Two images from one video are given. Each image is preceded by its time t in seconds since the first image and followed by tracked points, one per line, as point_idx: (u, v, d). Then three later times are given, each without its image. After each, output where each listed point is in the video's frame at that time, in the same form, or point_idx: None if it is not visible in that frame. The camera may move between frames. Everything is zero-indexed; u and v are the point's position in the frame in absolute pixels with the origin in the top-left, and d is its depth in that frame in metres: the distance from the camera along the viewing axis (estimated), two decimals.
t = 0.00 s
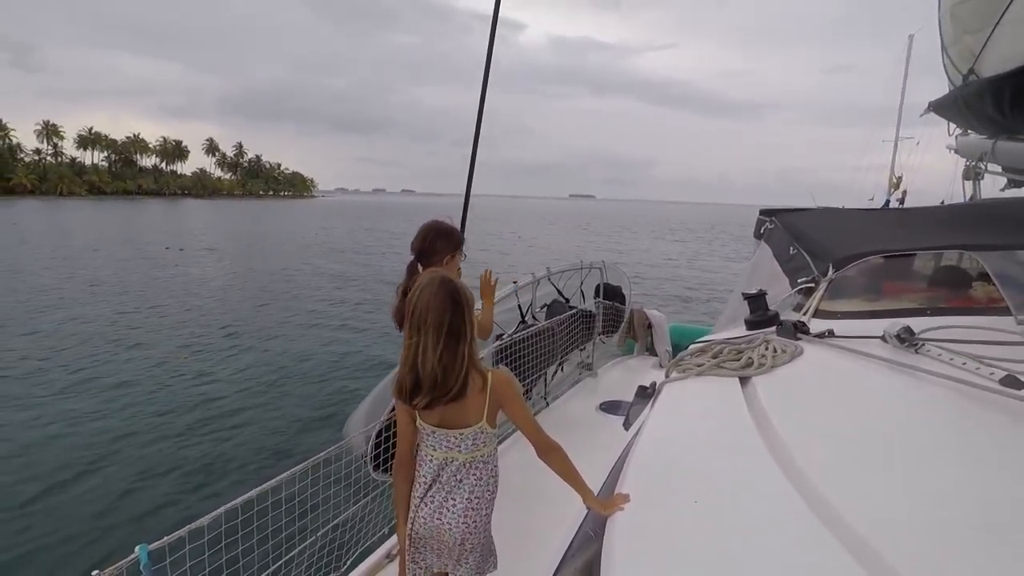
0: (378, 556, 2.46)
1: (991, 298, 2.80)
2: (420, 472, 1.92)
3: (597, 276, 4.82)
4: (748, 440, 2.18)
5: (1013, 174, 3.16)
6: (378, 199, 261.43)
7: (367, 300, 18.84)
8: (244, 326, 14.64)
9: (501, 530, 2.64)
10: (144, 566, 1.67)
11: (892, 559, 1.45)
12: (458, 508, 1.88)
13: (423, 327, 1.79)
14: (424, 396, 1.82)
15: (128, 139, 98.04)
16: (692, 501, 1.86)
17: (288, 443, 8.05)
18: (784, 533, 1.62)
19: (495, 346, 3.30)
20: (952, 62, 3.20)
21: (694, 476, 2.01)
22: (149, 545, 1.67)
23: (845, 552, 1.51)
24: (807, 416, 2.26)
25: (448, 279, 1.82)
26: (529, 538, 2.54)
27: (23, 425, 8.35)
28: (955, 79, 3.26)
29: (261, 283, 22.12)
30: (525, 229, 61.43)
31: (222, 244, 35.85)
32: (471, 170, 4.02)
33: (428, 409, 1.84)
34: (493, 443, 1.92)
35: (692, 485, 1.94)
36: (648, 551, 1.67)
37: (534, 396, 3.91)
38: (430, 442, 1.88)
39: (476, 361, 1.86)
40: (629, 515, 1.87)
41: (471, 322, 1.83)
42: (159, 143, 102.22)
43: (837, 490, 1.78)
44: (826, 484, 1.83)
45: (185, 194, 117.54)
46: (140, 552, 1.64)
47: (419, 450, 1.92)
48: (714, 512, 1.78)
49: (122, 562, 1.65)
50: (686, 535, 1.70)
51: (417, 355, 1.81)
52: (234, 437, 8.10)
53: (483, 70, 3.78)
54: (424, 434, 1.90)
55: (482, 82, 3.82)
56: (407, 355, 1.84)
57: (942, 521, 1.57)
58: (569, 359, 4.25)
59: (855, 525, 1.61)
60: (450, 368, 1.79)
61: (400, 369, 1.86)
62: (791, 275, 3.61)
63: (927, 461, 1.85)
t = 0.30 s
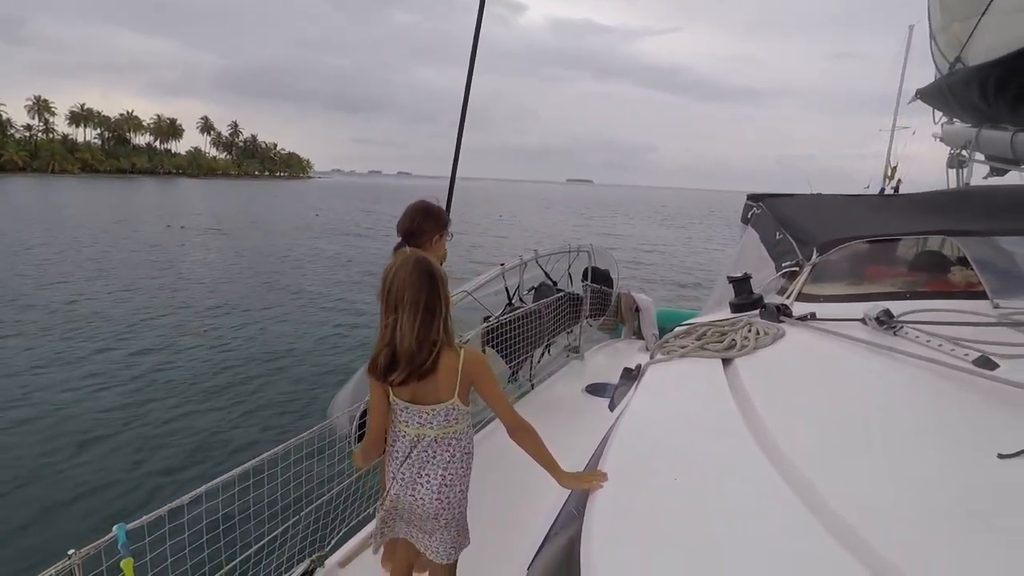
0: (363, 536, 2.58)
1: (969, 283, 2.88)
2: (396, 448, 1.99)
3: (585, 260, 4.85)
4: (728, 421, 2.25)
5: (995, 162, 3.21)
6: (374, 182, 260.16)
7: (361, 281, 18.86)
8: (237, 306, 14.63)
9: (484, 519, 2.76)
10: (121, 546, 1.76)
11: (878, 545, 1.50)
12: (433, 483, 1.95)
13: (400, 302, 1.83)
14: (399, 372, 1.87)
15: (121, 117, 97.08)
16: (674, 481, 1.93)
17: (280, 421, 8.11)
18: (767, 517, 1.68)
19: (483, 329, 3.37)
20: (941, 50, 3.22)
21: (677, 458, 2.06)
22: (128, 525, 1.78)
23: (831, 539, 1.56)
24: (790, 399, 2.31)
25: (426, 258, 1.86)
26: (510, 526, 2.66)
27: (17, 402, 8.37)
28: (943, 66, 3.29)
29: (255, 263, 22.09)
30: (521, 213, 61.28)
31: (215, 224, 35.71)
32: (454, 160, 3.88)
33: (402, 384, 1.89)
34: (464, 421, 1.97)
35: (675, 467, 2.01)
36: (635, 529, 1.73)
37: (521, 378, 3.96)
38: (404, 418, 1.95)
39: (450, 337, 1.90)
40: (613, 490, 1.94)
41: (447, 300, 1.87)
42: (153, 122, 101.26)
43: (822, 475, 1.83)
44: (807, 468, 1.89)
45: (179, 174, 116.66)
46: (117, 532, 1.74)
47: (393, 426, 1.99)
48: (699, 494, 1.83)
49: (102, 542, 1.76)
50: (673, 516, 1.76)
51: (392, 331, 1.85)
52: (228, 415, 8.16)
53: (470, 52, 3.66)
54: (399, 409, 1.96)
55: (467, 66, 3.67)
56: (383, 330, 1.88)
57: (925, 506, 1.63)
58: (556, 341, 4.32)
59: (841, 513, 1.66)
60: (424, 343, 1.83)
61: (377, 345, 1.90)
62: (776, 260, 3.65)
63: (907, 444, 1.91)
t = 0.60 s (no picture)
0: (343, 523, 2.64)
1: (951, 271, 2.89)
2: (353, 422, 2.13)
3: (571, 249, 4.91)
4: (706, 410, 2.25)
5: (978, 148, 3.20)
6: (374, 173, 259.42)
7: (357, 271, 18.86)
8: (232, 297, 14.59)
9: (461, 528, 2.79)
10: (95, 530, 1.73)
11: (853, 536, 1.49)
12: (389, 457, 2.08)
13: (348, 286, 1.95)
14: (348, 352, 1.99)
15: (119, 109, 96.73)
16: (650, 470, 1.93)
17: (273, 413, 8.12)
18: (741, 507, 1.67)
19: (462, 320, 3.38)
20: (923, 33, 3.19)
21: (656, 448, 2.05)
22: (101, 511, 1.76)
23: (805, 529, 1.54)
24: (771, 388, 2.30)
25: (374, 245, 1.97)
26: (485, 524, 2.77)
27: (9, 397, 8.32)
28: (926, 51, 3.26)
29: (252, 254, 22.06)
30: (518, 203, 61.19)
31: (213, 215, 35.66)
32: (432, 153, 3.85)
33: (352, 363, 2.02)
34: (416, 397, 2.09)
35: (654, 457, 1.99)
36: (608, 515, 1.72)
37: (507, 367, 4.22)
38: (357, 393, 2.09)
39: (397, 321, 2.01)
40: (585, 476, 1.96)
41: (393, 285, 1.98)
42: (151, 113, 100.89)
43: (800, 466, 1.82)
44: (784, 456, 1.88)
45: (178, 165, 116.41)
46: (91, 517, 1.72)
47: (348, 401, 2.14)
48: (675, 485, 1.82)
49: (74, 527, 1.72)
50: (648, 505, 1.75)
51: (342, 314, 1.97)
52: (221, 407, 8.17)
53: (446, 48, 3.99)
54: (352, 386, 2.10)
55: (443, 70, 4.03)
56: (335, 312, 2.01)
57: (900, 494, 1.62)
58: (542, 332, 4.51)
59: (816, 503, 1.64)
60: (371, 326, 1.95)
61: (330, 327, 2.02)
62: (761, 249, 3.67)
63: (886, 432, 1.91)
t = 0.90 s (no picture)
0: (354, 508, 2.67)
1: (1004, 278, 2.65)
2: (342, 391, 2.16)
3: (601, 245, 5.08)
4: (730, 415, 2.14)
5: None
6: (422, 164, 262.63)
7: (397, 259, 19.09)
8: (276, 283, 14.96)
9: (467, 527, 2.83)
10: (110, 504, 1.70)
11: (861, 551, 1.39)
12: (370, 427, 2.07)
13: (333, 259, 1.98)
14: (328, 322, 2.02)
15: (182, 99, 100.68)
16: (661, 474, 1.83)
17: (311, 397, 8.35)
18: (748, 515, 1.58)
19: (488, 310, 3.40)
20: (984, 22, 2.97)
21: (677, 451, 1.96)
22: (117, 485, 1.73)
23: (810, 540, 1.45)
24: (802, 395, 2.18)
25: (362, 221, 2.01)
26: (494, 523, 2.83)
27: (64, 381, 8.70)
28: (988, 40, 3.03)
29: (300, 241, 22.64)
30: (560, 197, 60.93)
31: (265, 203, 36.75)
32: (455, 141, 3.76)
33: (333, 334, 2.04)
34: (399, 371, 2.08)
35: (670, 461, 1.90)
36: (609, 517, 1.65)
37: (532, 362, 4.30)
38: (343, 362, 2.11)
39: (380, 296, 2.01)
40: (596, 473, 1.90)
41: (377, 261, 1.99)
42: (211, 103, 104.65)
43: (822, 471, 1.72)
44: (802, 465, 1.77)
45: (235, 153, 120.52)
46: (106, 491, 1.69)
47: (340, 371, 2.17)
48: (685, 490, 1.72)
49: (90, 500, 1.71)
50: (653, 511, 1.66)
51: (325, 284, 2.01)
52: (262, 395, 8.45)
53: (471, 25, 3.82)
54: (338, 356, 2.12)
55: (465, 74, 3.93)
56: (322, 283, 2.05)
57: (914, 509, 1.51)
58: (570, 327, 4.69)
59: (827, 514, 1.55)
60: (347, 298, 1.96)
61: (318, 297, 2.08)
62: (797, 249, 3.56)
63: (919, 447, 1.77)
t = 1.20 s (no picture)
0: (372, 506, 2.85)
1: None
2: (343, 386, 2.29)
3: (629, 242, 5.20)
4: (752, 419, 2.06)
5: None
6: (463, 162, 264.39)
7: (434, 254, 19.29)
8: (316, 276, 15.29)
9: (486, 529, 2.93)
10: (127, 498, 1.83)
11: (875, 556, 1.35)
12: (358, 424, 2.20)
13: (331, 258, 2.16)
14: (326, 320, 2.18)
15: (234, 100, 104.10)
16: (673, 483, 1.75)
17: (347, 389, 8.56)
18: (762, 519, 1.53)
19: (507, 310, 3.62)
20: None
21: (689, 449, 1.93)
22: (132, 480, 1.87)
23: (824, 545, 1.40)
24: (820, 394, 2.14)
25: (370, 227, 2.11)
26: (509, 522, 2.95)
27: (116, 368, 9.06)
28: None
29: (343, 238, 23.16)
30: (598, 194, 60.52)
31: (310, 201, 37.68)
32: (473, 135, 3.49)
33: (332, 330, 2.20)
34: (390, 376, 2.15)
35: (686, 469, 1.81)
36: (617, 526, 1.60)
37: (555, 361, 4.39)
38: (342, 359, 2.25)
39: (373, 302, 2.12)
40: (607, 469, 1.91)
41: (374, 264, 2.08)
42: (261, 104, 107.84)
43: (835, 470, 1.69)
44: (823, 473, 1.68)
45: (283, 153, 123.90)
46: (124, 485, 1.81)
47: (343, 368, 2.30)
48: (698, 499, 1.65)
49: (108, 493, 1.87)
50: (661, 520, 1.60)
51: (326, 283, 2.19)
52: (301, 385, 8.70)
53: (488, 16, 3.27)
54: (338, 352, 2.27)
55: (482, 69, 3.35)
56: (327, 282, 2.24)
57: (930, 511, 1.47)
58: (596, 326, 4.80)
59: (840, 514, 1.51)
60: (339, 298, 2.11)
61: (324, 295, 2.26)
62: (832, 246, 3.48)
63: (951, 455, 1.68)
